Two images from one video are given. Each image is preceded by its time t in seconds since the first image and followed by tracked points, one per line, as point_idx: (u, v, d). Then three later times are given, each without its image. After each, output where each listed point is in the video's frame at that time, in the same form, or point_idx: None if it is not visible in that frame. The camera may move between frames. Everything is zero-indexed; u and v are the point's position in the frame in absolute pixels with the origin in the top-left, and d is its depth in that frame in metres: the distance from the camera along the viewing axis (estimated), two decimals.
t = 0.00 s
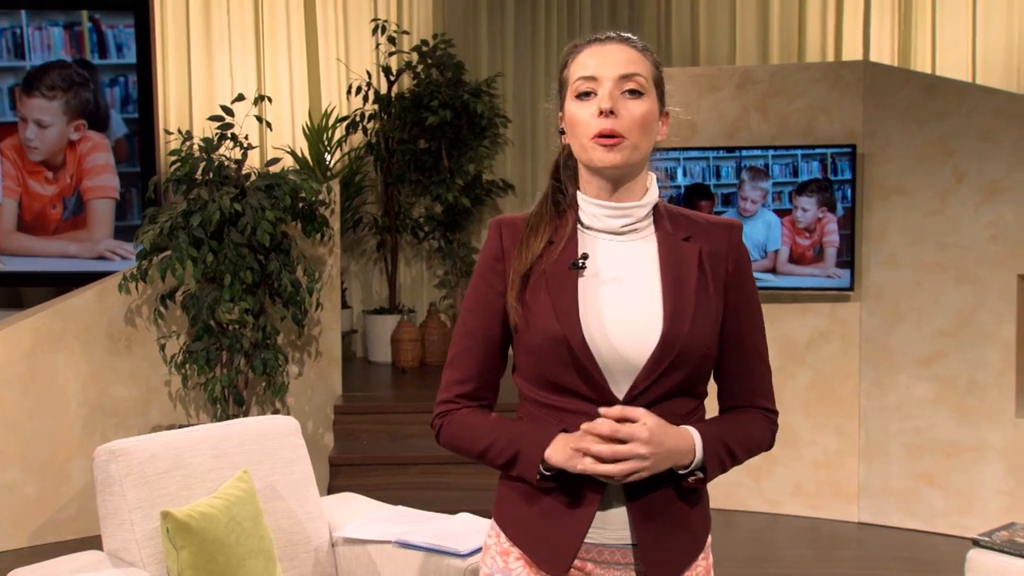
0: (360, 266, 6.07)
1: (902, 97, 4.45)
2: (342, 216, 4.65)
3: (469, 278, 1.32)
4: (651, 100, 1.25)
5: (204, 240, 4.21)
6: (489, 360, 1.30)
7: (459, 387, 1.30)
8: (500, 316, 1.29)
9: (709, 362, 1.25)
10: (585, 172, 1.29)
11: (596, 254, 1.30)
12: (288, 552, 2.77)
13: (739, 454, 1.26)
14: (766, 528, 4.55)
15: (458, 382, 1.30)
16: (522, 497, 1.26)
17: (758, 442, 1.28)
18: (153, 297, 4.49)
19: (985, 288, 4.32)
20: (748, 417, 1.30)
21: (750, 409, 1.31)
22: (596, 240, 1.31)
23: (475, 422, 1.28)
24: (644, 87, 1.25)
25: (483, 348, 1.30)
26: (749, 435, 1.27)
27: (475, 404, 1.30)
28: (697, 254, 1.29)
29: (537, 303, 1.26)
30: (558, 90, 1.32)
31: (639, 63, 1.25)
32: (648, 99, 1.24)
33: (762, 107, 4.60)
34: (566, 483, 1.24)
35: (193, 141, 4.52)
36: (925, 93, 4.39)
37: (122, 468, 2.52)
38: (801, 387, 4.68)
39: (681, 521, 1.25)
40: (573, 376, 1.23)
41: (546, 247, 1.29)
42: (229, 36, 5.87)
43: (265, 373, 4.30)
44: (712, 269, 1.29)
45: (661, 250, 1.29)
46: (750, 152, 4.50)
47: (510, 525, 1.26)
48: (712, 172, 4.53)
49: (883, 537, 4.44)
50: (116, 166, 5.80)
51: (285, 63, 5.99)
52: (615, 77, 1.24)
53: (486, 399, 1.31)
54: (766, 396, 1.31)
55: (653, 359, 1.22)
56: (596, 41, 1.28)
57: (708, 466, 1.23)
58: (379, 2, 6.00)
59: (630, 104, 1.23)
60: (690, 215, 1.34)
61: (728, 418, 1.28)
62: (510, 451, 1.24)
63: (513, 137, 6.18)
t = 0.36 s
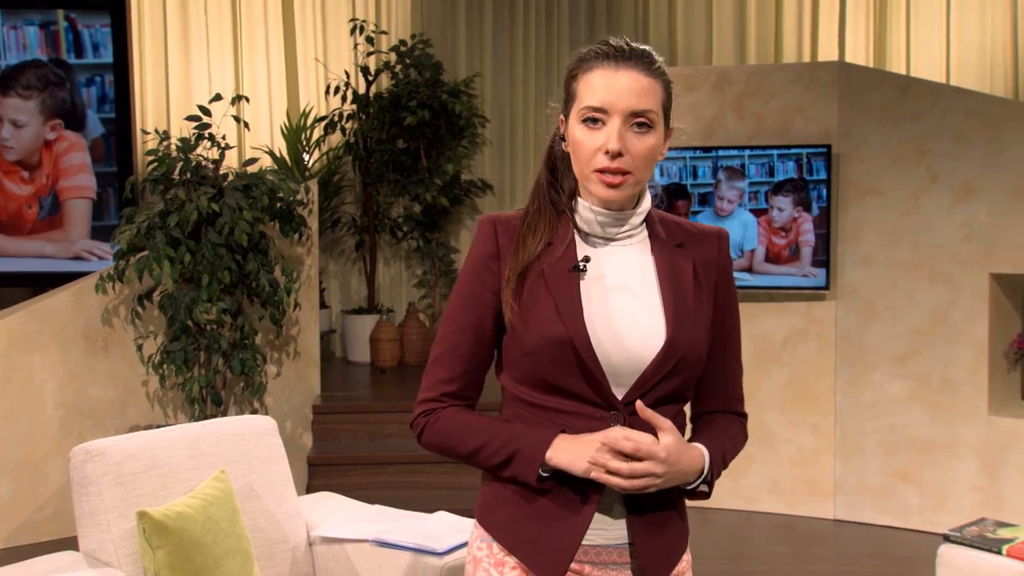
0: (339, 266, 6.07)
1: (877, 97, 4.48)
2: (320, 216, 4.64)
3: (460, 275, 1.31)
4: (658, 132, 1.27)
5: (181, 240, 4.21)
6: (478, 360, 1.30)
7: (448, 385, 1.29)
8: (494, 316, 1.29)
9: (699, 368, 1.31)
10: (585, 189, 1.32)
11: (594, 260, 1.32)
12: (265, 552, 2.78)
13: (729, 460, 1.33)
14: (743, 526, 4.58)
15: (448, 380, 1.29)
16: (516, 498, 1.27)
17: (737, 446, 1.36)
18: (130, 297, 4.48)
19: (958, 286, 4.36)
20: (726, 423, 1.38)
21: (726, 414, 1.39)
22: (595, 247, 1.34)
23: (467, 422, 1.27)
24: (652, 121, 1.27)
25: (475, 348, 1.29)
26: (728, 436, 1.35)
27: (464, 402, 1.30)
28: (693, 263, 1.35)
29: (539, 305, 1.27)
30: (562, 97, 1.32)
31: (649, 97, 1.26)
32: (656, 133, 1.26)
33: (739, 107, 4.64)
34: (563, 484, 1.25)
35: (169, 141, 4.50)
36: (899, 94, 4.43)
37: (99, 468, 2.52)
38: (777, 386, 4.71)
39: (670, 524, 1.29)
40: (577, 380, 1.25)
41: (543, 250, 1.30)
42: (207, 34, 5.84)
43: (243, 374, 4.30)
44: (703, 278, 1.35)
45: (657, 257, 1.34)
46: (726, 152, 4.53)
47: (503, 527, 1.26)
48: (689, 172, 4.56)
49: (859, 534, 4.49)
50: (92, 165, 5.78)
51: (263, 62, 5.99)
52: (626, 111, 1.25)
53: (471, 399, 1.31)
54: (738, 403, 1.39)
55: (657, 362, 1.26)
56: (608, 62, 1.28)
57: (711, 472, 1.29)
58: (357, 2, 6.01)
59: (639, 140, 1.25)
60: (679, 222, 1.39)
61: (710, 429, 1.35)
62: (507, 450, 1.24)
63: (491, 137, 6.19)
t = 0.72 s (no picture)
0: (304, 266, 6.07)
1: (836, 98, 4.54)
2: (285, 217, 4.63)
3: (453, 287, 1.23)
4: (650, 119, 1.26)
5: (143, 240, 4.19)
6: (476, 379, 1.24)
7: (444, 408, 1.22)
8: (494, 330, 1.23)
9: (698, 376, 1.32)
10: (575, 183, 1.29)
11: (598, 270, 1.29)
12: (228, 552, 2.78)
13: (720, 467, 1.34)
14: (707, 522, 4.63)
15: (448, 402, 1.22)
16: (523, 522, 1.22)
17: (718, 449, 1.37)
18: (91, 297, 4.44)
19: (916, 284, 4.42)
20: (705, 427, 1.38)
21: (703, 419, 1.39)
22: (591, 254, 1.31)
23: (472, 445, 1.21)
24: (645, 107, 1.25)
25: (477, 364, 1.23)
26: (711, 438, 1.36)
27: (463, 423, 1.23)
28: (684, 269, 1.37)
29: (549, 319, 1.22)
30: (552, 92, 1.31)
31: (641, 82, 1.25)
32: (648, 120, 1.25)
33: (701, 107, 4.68)
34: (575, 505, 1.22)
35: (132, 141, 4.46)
36: (858, 95, 4.49)
37: (58, 469, 2.51)
38: (740, 383, 4.76)
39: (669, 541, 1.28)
40: (593, 398, 1.22)
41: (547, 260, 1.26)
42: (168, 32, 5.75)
43: (206, 374, 4.29)
44: (693, 284, 1.37)
45: (653, 264, 1.34)
46: (689, 152, 4.57)
47: (511, 553, 1.22)
48: (651, 172, 4.62)
49: (820, 529, 4.55)
50: (53, 165, 5.73)
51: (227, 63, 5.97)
52: (617, 97, 1.23)
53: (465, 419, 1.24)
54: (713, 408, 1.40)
55: (672, 373, 1.25)
56: (598, 51, 1.27)
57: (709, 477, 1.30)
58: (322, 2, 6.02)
59: (631, 126, 1.24)
60: (665, 227, 1.40)
61: (698, 431, 1.36)
62: (524, 472, 1.19)
63: (456, 137, 6.21)
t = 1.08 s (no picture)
0: (248, 267, 6.03)
1: (775, 98, 4.60)
2: (227, 217, 4.60)
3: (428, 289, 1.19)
4: (614, 113, 1.20)
5: (82, 241, 4.14)
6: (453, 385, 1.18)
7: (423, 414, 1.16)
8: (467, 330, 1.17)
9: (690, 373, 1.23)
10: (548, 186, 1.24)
11: (575, 265, 1.22)
12: (169, 554, 2.76)
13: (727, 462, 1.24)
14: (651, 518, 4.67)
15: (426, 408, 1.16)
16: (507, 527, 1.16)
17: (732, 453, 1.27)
18: (28, 299, 4.35)
19: (854, 283, 4.51)
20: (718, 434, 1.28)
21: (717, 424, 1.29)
22: (566, 251, 1.24)
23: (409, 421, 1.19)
24: (609, 101, 1.19)
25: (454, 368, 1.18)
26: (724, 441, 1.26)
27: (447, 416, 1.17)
28: (670, 264, 1.28)
29: (524, 316, 1.16)
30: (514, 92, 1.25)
31: (603, 75, 1.19)
32: (612, 115, 1.19)
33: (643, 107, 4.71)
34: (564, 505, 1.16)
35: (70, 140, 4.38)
36: (796, 95, 4.56)
37: None
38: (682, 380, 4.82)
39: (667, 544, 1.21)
40: (576, 394, 1.14)
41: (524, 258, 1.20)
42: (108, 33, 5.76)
43: (148, 376, 4.24)
44: (686, 278, 1.28)
45: (636, 259, 1.26)
46: (632, 152, 4.66)
47: (492, 561, 1.16)
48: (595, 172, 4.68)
49: (762, 523, 4.62)
50: None
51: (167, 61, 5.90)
52: (578, 94, 1.18)
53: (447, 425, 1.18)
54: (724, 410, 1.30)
55: (655, 368, 1.18)
56: (554, 46, 1.20)
57: (713, 472, 1.21)
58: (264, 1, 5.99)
59: (596, 122, 1.18)
60: (651, 223, 1.32)
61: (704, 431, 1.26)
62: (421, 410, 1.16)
63: (400, 137, 6.23)
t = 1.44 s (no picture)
0: (184, 267, 5.97)
1: (709, 98, 4.67)
2: (161, 217, 4.55)
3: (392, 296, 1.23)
4: (582, 102, 1.20)
5: (10, 242, 4.08)
6: (418, 385, 1.22)
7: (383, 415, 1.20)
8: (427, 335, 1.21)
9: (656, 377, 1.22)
10: (515, 183, 1.22)
11: (534, 266, 1.23)
12: (100, 557, 2.73)
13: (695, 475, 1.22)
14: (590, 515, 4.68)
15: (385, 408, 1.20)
16: (467, 530, 1.18)
17: (706, 459, 1.24)
18: None
19: (787, 280, 4.59)
20: (692, 436, 1.26)
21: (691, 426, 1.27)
22: (529, 253, 1.24)
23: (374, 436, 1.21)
24: (575, 89, 1.20)
25: (420, 369, 1.22)
26: (696, 447, 1.24)
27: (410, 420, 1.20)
28: (641, 264, 1.25)
29: (476, 322, 1.18)
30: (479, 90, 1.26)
31: (569, 64, 1.20)
32: (580, 103, 1.19)
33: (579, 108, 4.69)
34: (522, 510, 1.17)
35: None
36: (729, 95, 4.63)
37: None
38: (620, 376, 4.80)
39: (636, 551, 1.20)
40: (520, 399, 1.16)
41: (482, 261, 1.22)
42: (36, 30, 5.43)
43: (80, 378, 4.18)
44: (657, 279, 1.26)
45: (602, 259, 1.24)
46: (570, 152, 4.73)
47: (448, 563, 1.18)
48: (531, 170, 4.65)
49: (698, 518, 4.68)
50: None
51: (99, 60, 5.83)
52: (544, 80, 1.19)
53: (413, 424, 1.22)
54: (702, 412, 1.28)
55: (609, 373, 1.16)
56: (519, 39, 1.22)
57: (676, 483, 1.19)
58: None
59: (562, 108, 1.18)
60: (626, 221, 1.31)
61: (675, 435, 1.25)
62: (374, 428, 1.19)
63: (338, 136, 6.22)
